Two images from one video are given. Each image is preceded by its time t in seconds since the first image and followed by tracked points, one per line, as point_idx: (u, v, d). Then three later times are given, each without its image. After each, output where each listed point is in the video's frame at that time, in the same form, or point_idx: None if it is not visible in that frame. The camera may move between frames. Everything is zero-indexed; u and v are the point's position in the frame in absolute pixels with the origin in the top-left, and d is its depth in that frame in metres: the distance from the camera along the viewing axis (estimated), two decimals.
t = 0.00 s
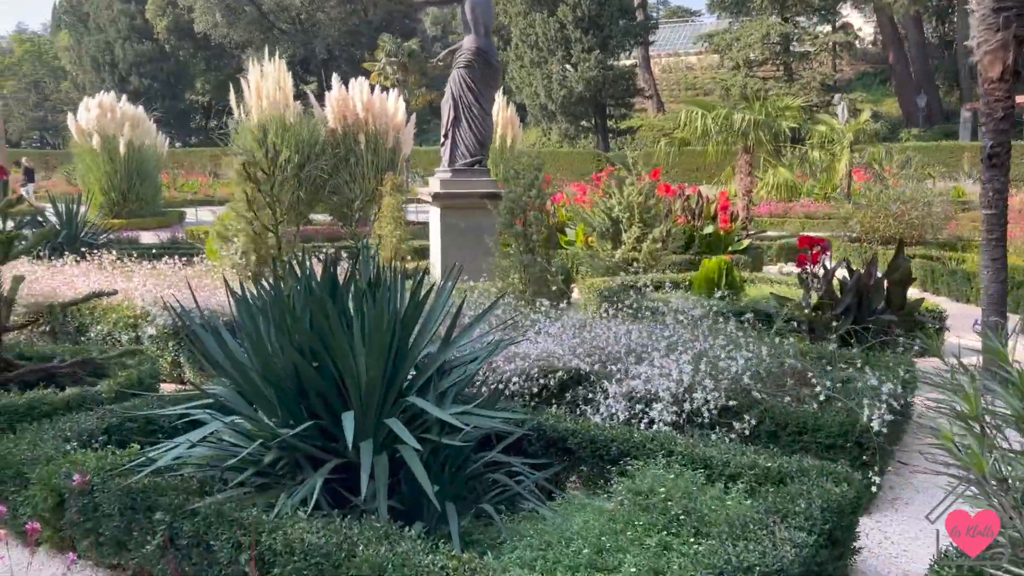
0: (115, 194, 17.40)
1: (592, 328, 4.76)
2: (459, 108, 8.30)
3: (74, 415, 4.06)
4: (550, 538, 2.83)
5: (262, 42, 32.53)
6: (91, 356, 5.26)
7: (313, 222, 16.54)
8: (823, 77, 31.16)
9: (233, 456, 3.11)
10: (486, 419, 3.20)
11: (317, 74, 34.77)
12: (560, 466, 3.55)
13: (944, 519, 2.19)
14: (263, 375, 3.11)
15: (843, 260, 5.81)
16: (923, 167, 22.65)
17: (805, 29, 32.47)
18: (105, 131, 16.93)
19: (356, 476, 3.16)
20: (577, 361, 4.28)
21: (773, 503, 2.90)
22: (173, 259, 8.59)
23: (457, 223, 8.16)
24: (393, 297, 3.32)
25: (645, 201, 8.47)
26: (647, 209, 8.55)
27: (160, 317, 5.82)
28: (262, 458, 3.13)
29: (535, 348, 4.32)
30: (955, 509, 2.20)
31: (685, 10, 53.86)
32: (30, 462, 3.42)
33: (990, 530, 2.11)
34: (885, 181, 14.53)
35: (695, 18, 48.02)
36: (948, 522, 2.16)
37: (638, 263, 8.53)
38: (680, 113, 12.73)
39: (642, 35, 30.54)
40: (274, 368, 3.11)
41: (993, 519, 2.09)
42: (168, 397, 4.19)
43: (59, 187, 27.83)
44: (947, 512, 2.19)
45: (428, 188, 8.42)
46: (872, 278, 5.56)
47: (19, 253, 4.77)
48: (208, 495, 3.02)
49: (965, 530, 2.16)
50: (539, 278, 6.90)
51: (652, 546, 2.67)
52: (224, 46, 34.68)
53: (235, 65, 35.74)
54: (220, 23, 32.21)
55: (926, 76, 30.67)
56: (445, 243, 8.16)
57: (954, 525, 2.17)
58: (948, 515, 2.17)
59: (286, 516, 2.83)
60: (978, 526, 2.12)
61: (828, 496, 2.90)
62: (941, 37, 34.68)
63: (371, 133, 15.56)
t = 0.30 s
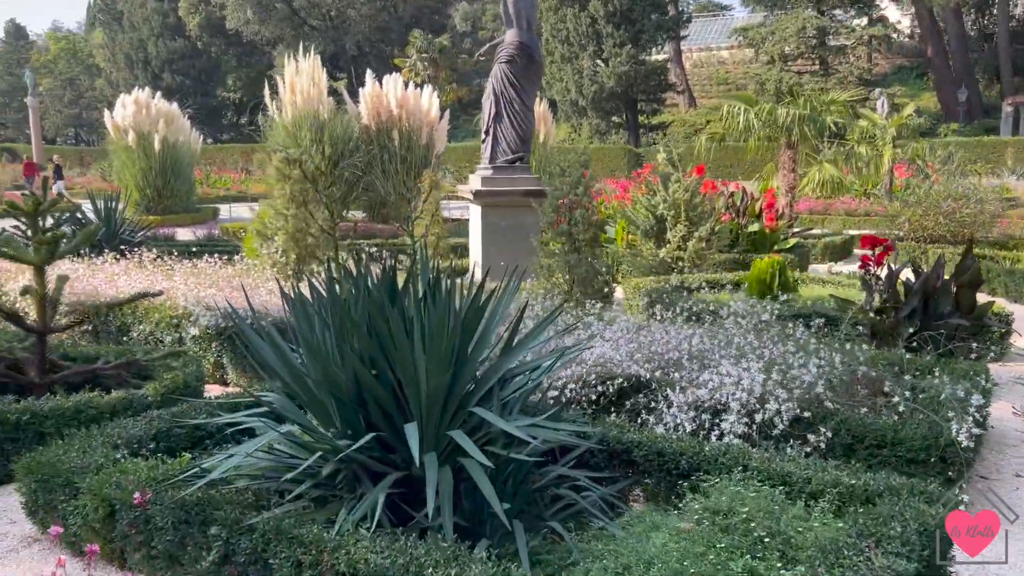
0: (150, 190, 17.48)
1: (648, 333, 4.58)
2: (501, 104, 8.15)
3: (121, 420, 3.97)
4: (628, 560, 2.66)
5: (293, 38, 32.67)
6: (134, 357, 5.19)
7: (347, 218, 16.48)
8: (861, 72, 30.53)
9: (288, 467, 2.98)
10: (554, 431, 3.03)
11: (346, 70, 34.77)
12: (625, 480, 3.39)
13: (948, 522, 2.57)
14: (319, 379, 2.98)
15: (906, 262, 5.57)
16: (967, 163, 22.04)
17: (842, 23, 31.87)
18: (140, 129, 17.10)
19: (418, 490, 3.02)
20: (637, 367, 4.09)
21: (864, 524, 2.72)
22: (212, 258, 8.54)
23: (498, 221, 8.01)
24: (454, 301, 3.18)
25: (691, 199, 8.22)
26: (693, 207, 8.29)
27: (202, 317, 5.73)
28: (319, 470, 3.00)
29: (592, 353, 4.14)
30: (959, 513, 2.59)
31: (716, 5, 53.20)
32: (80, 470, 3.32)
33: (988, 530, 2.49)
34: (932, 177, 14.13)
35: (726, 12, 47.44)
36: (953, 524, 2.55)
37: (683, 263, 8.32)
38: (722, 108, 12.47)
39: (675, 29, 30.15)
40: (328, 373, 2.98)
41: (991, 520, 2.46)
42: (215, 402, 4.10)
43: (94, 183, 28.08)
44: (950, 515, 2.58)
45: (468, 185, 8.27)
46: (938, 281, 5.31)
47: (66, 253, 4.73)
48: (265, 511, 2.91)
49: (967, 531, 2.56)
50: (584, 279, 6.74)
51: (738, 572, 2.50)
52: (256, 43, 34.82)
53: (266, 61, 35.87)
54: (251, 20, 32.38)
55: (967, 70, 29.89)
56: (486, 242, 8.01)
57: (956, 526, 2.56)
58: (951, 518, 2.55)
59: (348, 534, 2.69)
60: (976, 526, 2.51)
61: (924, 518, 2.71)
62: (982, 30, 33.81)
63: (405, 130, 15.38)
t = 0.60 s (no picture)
0: (181, 186, 17.51)
1: (708, 333, 4.43)
2: (541, 98, 7.99)
3: (169, 422, 3.89)
4: None
5: (320, 35, 32.74)
6: (177, 355, 5.12)
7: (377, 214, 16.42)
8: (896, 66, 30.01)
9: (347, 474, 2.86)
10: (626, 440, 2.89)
11: (373, 66, 34.76)
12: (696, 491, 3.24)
13: (948, 521, 2.51)
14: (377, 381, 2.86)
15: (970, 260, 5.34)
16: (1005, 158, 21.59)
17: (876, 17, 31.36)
18: (171, 124, 17.11)
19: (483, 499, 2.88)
20: (699, 370, 3.94)
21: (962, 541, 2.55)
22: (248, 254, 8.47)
23: (538, 218, 7.86)
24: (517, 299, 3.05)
25: (736, 195, 8.01)
26: (738, 203, 8.08)
27: (244, 315, 5.66)
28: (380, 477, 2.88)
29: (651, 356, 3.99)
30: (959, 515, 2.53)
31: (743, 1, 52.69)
32: (131, 473, 3.23)
33: (990, 528, 2.44)
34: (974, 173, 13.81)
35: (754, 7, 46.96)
36: (952, 523, 2.48)
37: (728, 260, 8.12)
38: (761, 102, 12.24)
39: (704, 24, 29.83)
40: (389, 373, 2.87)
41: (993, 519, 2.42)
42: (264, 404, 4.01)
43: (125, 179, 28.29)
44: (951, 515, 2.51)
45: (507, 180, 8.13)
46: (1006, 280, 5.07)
47: (111, 251, 4.64)
48: (327, 520, 2.79)
49: (966, 530, 2.48)
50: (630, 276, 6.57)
51: None
52: (283, 40, 34.89)
53: (293, 58, 35.94)
54: (279, 17, 32.49)
55: (1004, 62, 29.32)
56: (525, 239, 7.86)
57: (957, 528, 2.49)
58: (952, 517, 2.48)
59: (415, 547, 2.57)
60: (979, 525, 2.45)
61: None
62: (1018, 22, 33.16)
63: (436, 126, 15.21)
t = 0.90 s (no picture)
0: (208, 182, 17.47)
1: (771, 336, 4.27)
2: (580, 93, 7.82)
3: (219, 424, 3.79)
4: None
5: (341, 32, 32.70)
6: (218, 354, 5.02)
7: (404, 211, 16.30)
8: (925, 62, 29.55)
9: (414, 482, 2.73)
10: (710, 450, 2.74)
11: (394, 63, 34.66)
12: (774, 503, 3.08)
13: (950, 521, 2.43)
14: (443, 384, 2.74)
15: None
16: None
17: (905, 12, 30.89)
18: (198, 121, 17.06)
19: (556, 510, 2.75)
20: (767, 375, 3.78)
21: None
22: (280, 252, 8.37)
23: (577, 215, 7.70)
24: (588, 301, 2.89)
25: (780, 192, 7.77)
26: (782, 200, 7.84)
27: (285, 313, 5.56)
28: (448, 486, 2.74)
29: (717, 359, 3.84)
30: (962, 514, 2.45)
31: None
32: (185, 479, 3.13)
33: (988, 529, 2.37)
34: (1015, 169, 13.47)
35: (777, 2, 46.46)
36: (953, 523, 2.41)
37: (771, 260, 7.95)
38: (797, 97, 12.00)
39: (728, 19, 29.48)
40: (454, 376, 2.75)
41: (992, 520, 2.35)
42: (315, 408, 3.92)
43: (149, 176, 28.38)
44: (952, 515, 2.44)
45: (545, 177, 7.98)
46: None
47: (155, 249, 4.54)
48: (396, 533, 2.68)
49: (968, 531, 2.41)
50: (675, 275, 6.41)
51: None
52: (305, 37, 34.90)
53: (315, 55, 35.95)
54: (300, 14, 32.47)
55: None
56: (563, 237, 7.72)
57: (957, 527, 2.42)
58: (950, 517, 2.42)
59: (492, 562, 2.44)
60: (976, 526, 2.38)
61: None
62: None
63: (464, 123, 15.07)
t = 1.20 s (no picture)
0: (227, 180, 17.44)
1: (825, 338, 4.14)
2: (609, 89, 7.69)
3: (260, 429, 3.70)
4: None
5: (356, 29, 32.69)
6: (251, 354, 4.93)
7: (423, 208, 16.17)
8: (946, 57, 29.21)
9: (471, 492, 2.62)
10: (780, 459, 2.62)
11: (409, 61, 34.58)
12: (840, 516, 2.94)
13: (949, 521, 2.42)
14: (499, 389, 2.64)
15: None
16: None
17: (925, 7, 30.50)
18: (217, 119, 17.00)
19: (617, 523, 2.64)
20: (824, 380, 3.65)
21: None
22: (305, 250, 8.28)
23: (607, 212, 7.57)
24: (648, 301, 2.78)
25: (813, 189, 7.65)
26: (815, 198, 7.71)
27: (317, 313, 5.47)
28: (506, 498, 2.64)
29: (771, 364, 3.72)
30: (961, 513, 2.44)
31: None
32: (230, 486, 3.04)
33: (990, 530, 2.36)
34: None
35: None
36: (954, 523, 2.38)
37: (805, 259, 7.77)
38: (825, 94, 11.81)
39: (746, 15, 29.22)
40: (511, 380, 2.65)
41: (992, 519, 2.34)
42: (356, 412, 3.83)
43: (166, 174, 28.43)
44: (952, 514, 2.42)
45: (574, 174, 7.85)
46: None
47: (190, 248, 4.44)
48: (455, 547, 2.60)
49: (968, 531, 2.40)
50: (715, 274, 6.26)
51: None
52: (320, 35, 34.87)
53: (330, 53, 35.90)
54: (315, 12, 32.46)
55: None
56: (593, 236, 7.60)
57: (957, 527, 2.40)
58: (951, 516, 2.40)
59: None
60: (978, 525, 2.37)
61: None
62: None
63: (483, 120, 14.96)
